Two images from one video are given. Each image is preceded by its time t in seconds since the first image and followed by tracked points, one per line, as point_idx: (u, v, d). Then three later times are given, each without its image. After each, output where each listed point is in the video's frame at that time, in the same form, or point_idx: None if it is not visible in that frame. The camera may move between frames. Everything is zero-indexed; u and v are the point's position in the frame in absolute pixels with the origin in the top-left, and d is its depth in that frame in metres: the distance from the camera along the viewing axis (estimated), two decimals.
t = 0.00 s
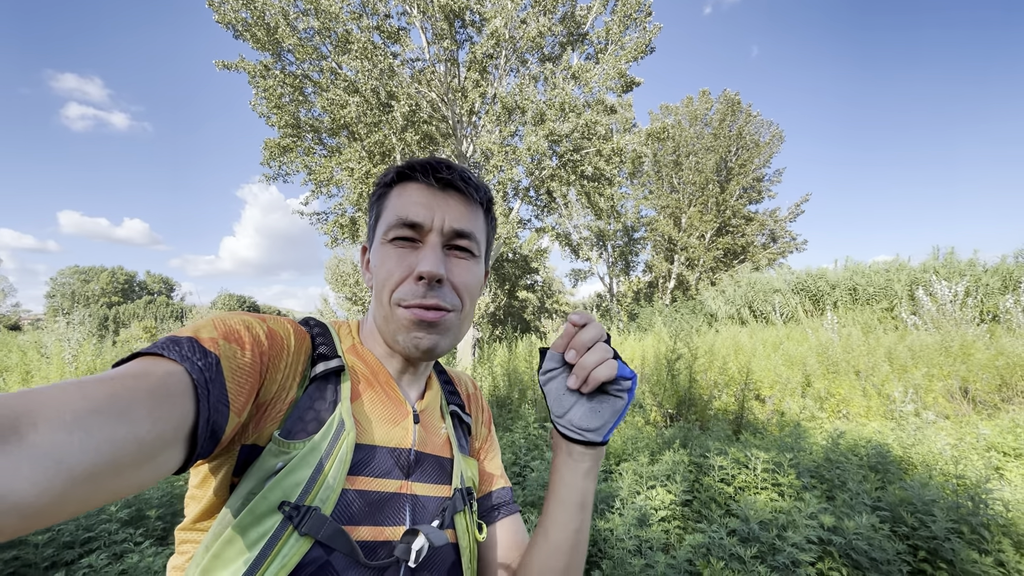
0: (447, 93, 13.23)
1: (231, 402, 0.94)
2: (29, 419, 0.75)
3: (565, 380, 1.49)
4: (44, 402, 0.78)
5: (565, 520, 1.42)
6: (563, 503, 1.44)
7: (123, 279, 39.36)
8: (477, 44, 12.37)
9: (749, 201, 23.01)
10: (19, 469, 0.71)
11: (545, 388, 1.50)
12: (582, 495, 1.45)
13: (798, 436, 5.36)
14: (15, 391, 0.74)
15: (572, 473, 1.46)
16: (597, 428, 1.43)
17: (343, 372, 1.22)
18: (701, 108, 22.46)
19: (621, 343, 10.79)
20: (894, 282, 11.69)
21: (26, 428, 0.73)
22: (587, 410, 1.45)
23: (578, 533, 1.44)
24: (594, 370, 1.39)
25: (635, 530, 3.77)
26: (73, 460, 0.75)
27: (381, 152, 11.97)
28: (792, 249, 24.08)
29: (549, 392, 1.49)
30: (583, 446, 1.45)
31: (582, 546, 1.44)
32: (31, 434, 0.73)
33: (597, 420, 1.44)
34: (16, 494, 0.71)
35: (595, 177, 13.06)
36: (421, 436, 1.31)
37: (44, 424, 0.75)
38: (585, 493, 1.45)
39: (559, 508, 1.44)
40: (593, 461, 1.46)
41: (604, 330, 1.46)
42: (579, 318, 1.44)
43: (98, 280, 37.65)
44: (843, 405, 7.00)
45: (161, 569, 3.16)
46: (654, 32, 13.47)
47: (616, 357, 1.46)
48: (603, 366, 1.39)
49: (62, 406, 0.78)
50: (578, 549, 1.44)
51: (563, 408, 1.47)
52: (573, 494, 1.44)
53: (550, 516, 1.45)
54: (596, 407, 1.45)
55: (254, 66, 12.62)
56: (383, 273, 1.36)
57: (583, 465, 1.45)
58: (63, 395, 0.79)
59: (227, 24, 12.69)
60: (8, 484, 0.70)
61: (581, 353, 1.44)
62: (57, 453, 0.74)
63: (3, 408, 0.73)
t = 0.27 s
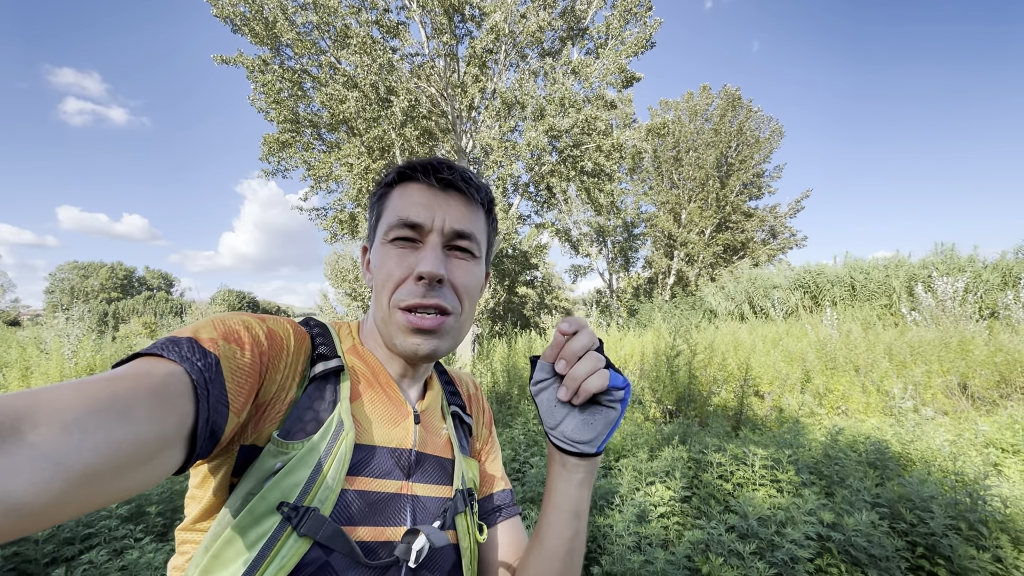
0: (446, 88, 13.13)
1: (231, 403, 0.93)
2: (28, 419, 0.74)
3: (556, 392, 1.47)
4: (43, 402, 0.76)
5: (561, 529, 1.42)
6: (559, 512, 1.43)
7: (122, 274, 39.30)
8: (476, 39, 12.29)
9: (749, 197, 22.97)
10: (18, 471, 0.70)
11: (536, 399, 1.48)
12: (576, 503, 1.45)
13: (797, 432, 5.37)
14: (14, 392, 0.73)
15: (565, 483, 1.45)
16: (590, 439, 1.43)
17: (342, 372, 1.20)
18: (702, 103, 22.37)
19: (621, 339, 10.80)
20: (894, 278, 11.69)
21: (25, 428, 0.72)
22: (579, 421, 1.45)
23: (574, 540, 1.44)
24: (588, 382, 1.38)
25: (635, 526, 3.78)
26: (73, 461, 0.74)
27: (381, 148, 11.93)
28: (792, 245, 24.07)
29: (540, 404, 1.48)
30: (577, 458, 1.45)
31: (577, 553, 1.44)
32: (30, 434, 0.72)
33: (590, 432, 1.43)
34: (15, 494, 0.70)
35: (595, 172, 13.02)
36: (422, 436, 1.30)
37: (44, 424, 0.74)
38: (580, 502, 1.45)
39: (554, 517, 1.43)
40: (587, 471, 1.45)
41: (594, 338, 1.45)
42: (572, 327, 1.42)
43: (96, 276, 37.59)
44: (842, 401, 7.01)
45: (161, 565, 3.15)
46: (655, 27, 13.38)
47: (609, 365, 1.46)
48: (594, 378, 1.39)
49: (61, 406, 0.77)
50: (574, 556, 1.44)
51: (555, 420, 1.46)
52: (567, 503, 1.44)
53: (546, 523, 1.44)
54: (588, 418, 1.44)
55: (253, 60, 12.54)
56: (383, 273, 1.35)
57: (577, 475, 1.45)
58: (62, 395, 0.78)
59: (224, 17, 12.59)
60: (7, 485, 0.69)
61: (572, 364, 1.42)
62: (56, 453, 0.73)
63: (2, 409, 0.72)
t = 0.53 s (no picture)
0: (446, 83, 13.01)
1: (231, 410, 0.92)
2: (27, 428, 0.73)
3: (561, 398, 1.46)
4: (42, 410, 0.75)
5: (565, 534, 1.42)
6: (563, 517, 1.43)
7: (122, 269, 39.30)
8: (476, 33, 12.21)
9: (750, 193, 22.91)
10: (18, 479, 0.69)
11: (541, 405, 1.48)
12: (581, 508, 1.44)
13: (797, 429, 5.38)
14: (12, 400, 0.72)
15: (570, 488, 1.45)
16: (596, 444, 1.43)
17: (343, 379, 1.19)
18: (703, 98, 22.26)
19: (620, 335, 10.80)
20: (894, 275, 11.67)
21: (23, 437, 0.71)
22: (585, 427, 1.44)
23: (578, 545, 1.44)
24: (592, 390, 1.37)
25: (634, 523, 3.80)
26: (72, 469, 0.73)
27: (381, 143, 11.90)
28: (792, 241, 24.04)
29: (545, 410, 1.47)
30: (582, 463, 1.44)
31: (581, 558, 1.45)
32: (30, 443, 0.71)
33: (595, 438, 1.43)
34: (14, 503, 0.69)
35: (595, 168, 12.97)
36: (422, 443, 1.29)
37: (43, 433, 0.73)
38: (585, 507, 1.45)
39: (559, 522, 1.43)
40: (592, 476, 1.45)
41: (599, 344, 1.43)
42: (577, 333, 1.41)
43: (96, 271, 37.59)
44: (841, 398, 7.02)
45: (162, 562, 3.16)
46: (656, 21, 13.29)
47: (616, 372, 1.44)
48: (599, 384, 1.38)
49: (61, 415, 0.76)
50: (579, 561, 1.44)
51: (560, 426, 1.45)
52: (572, 508, 1.44)
53: (550, 529, 1.45)
54: (594, 424, 1.44)
55: (251, 55, 12.46)
56: (383, 278, 1.34)
57: (582, 480, 1.45)
58: (63, 403, 0.77)
59: (223, 11, 12.50)
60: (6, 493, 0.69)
61: (577, 370, 1.41)
62: (55, 462, 0.72)
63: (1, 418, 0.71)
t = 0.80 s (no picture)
0: (447, 78, 12.90)
1: (233, 412, 0.92)
2: (31, 429, 0.73)
3: (562, 393, 1.45)
4: (45, 412, 0.75)
5: (569, 530, 1.42)
6: (566, 513, 1.43)
7: (122, 264, 39.28)
8: (477, 28, 12.14)
9: (750, 189, 22.85)
10: (22, 480, 0.69)
11: (543, 401, 1.47)
12: (583, 503, 1.44)
13: (797, 426, 5.39)
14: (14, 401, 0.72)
15: (573, 484, 1.45)
16: (598, 438, 1.43)
17: (344, 382, 1.19)
18: (704, 94, 22.16)
19: (621, 331, 10.80)
20: (894, 271, 11.66)
21: (27, 438, 0.71)
22: (586, 421, 1.44)
23: (582, 541, 1.44)
24: (594, 383, 1.36)
25: (635, 520, 3.80)
26: (75, 470, 0.73)
27: (381, 138, 11.88)
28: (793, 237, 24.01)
29: (547, 406, 1.47)
30: (585, 457, 1.44)
31: (586, 554, 1.44)
32: (33, 444, 0.71)
33: (597, 431, 1.43)
34: (16, 505, 0.68)
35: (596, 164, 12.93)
36: (424, 445, 1.29)
37: (46, 434, 0.72)
38: (588, 502, 1.45)
39: (562, 518, 1.43)
40: (594, 471, 1.45)
41: (599, 339, 1.43)
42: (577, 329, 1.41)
43: (96, 266, 37.54)
44: (841, 394, 7.02)
45: (163, 558, 3.16)
46: (657, 16, 13.21)
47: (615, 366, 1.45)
48: (600, 378, 1.37)
49: (64, 416, 0.75)
50: (583, 557, 1.44)
51: (562, 420, 1.45)
52: (575, 503, 1.44)
53: (553, 526, 1.44)
54: (595, 418, 1.43)
55: (251, 49, 12.39)
56: (384, 280, 1.33)
57: (585, 475, 1.45)
58: (65, 404, 0.77)
59: (222, 5, 12.41)
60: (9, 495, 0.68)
61: (578, 364, 1.40)
62: (57, 463, 0.71)
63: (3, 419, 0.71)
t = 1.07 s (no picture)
0: (447, 74, 12.81)
1: (228, 414, 0.91)
2: (24, 431, 0.71)
3: (560, 394, 1.44)
4: (39, 413, 0.73)
5: (566, 530, 1.41)
6: (564, 513, 1.42)
7: (123, 260, 39.29)
8: (477, 23, 12.07)
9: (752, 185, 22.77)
10: (16, 482, 0.67)
11: (539, 402, 1.45)
12: (581, 504, 1.43)
13: (796, 424, 5.38)
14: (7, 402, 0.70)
15: (571, 484, 1.44)
16: (595, 438, 1.41)
17: (341, 384, 1.18)
18: (705, 90, 22.05)
19: (621, 328, 10.79)
20: (896, 269, 11.63)
21: (22, 439, 0.70)
22: (584, 421, 1.43)
23: (580, 542, 1.43)
24: (590, 383, 1.35)
25: (634, 518, 3.80)
26: (69, 472, 0.71)
27: (381, 134, 11.84)
28: (793, 234, 23.96)
29: (544, 406, 1.45)
30: (583, 458, 1.43)
31: (583, 554, 1.43)
32: (27, 445, 0.70)
33: (594, 431, 1.42)
34: (10, 507, 0.67)
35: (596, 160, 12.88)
36: (421, 448, 1.28)
37: (41, 436, 0.71)
38: (586, 502, 1.43)
39: (559, 518, 1.42)
40: (592, 471, 1.44)
41: (596, 339, 1.41)
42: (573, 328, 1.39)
43: (97, 262, 37.54)
44: (841, 391, 7.00)
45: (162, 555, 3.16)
46: (659, 11, 13.13)
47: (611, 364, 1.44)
48: (597, 378, 1.36)
49: (58, 418, 0.74)
50: (581, 557, 1.43)
51: (559, 421, 1.43)
52: (573, 503, 1.42)
53: (551, 526, 1.43)
54: (593, 418, 1.42)
55: (251, 44, 12.33)
56: (381, 284, 1.32)
57: (583, 475, 1.43)
58: (59, 405, 0.75)
59: None
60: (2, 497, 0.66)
61: (575, 365, 1.38)
62: (51, 465, 0.70)
63: None
